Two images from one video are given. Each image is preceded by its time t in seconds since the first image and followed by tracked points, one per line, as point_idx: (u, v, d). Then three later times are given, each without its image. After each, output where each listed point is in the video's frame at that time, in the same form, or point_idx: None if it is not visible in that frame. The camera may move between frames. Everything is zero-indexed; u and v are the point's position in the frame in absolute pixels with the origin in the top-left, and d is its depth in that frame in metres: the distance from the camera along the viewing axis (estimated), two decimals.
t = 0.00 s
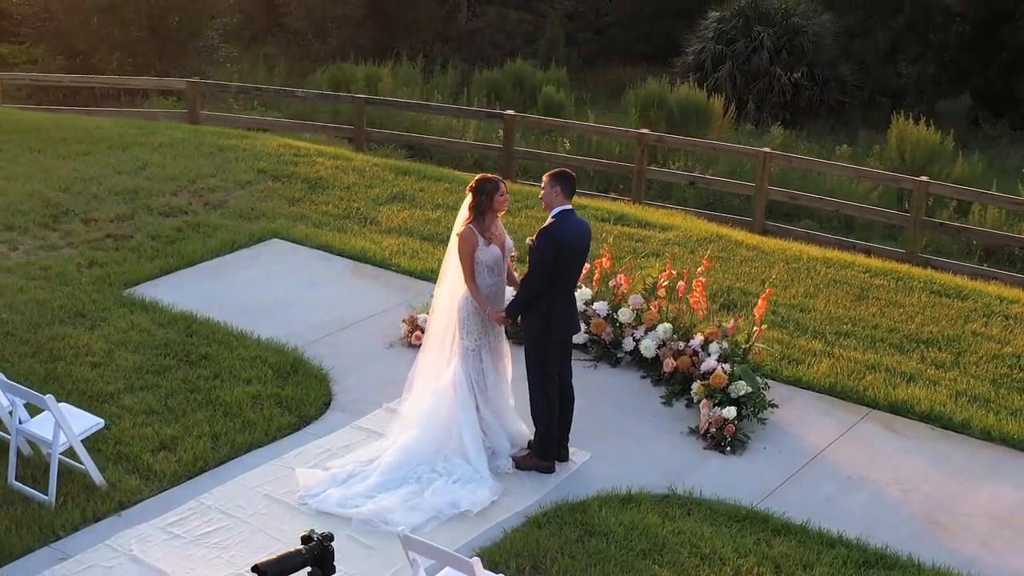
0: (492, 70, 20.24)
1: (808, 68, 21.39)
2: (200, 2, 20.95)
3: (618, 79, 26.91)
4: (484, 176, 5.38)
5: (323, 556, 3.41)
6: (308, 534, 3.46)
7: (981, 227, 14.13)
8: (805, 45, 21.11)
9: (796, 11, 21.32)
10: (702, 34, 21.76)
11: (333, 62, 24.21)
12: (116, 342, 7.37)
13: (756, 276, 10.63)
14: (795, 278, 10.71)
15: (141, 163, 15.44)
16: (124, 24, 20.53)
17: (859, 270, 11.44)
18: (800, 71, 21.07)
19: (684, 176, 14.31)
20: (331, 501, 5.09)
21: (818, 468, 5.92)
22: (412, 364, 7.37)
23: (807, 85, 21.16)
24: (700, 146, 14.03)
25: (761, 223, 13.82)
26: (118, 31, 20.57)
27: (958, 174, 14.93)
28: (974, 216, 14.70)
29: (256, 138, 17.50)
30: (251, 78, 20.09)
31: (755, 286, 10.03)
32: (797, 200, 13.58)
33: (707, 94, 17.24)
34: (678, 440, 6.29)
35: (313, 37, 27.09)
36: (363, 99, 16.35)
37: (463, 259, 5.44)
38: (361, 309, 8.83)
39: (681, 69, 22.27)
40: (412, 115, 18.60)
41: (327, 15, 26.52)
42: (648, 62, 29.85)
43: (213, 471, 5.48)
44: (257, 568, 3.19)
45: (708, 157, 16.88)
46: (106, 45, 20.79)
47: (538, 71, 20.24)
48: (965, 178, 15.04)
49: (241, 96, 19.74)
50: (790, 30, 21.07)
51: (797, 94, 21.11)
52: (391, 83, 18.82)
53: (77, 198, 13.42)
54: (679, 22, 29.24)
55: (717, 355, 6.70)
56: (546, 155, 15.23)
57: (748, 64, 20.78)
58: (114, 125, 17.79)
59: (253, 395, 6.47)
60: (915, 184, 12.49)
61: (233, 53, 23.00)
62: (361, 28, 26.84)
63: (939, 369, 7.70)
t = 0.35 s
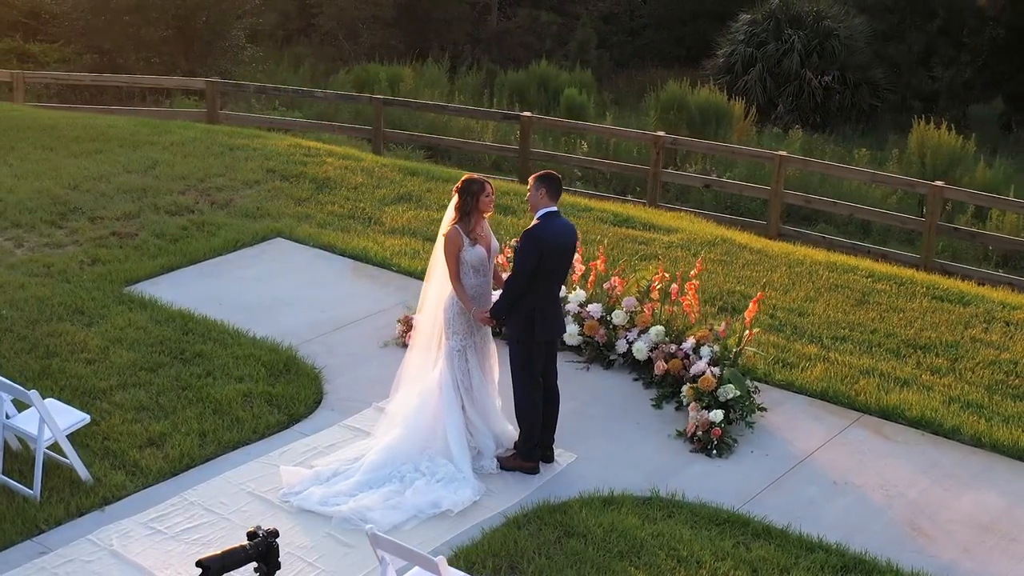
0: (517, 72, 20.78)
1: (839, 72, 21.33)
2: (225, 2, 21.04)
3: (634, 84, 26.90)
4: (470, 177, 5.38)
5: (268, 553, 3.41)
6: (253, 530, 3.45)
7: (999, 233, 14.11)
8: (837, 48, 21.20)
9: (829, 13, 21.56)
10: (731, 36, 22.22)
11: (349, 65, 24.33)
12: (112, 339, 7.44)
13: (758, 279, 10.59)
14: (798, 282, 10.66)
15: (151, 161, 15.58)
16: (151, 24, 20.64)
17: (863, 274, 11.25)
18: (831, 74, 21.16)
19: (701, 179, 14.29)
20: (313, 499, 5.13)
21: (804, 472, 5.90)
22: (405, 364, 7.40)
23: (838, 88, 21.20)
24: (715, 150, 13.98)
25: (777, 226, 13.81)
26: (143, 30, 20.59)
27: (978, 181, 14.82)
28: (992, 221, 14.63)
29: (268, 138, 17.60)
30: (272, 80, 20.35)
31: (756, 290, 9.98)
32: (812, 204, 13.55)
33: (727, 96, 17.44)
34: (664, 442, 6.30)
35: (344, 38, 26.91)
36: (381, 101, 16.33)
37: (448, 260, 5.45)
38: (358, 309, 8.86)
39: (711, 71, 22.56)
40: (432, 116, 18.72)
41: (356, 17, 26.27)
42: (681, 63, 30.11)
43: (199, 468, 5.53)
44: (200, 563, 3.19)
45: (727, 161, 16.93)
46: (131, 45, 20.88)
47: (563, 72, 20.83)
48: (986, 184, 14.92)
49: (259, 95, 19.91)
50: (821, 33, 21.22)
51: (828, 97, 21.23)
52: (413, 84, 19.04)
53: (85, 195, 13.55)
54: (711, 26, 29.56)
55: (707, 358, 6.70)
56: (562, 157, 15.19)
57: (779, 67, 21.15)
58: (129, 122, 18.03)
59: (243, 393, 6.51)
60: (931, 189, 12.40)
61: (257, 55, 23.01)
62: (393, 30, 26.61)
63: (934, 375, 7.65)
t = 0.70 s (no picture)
0: (547, 72, 21.10)
1: (876, 75, 21.58)
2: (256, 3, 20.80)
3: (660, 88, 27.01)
4: (456, 178, 5.42)
5: (211, 547, 3.42)
6: (196, 525, 3.45)
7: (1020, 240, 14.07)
8: (873, 52, 21.40)
9: (866, 17, 21.61)
10: (767, 39, 22.38)
11: (373, 67, 24.50)
12: (110, 335, 7.52)
13: (762, 283, 10.55)
14: (801, 286, 10.63)
15: (165, 159, 15.71)
16: (182, 23, 20.64)
17: (868, 279, 11.18)
18: (867, 78, 21.35)
19: (720, 183, 14.29)
20: (296, 496, 5.17)
21: (791, 477, 5.89)
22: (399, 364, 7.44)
23: (874, 92, 21.42)
24: (736, 154, 14.00)
25: (795, 230, 13.68)
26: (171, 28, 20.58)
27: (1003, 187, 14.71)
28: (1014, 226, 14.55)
29: (283, 138, 17.72)
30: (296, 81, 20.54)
31: (757, 295, 9.94)
32: (830, 208, 13.46)
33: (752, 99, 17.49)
34: (653, 445, 6.30)
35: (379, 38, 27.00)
36: (402, 101, 16.29)
37: (434, 260, 5.48)
38: (357, 308, 8.91)
39: (746, 75, 22.66)
40: (456, 118, 18.84)
41: (394, 18, 26.59)
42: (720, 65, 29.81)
43: (186, 464, 5.58)
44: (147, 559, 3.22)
45: (749, 165, 16.93)
46: (164, 44, 21.07)
47: (592, 74, 21.10)
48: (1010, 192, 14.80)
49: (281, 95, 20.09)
50: (858, 38, 21.39)
51: (864, 101, 21.41)
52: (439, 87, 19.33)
53: (97, 193, 13.69)
54: (750, 28, 29.25)
55: (699, 362, 6.68)
56: (580, 158, 15.16)
57: (815, 70, 21.27)
58: (145, 121, 18.12)
59: (236, 390, 6.58)
60: (950, 195, 12.34)
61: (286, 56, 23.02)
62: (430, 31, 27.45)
63: (930, 381, 7.61)
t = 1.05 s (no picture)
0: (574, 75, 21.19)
1: (909, 79, 21.73)
2: (284, 3, 20.95)
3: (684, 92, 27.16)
4: (444, 180, 5.46)
5: (161, 543, 3.43)
6: (146, 522, 3.46)
7: None
8: (907, 56, 21.62)
9: (898, 21, 21.92)
10: (800, 43, 22.58)
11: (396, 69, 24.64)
12: (108, 333, 7.60)
13: (763, 288, 10.51)
14: (803, 291, 10.58)
15: (176, 159, 15.81)
16: (210, 23, 20.74)
17: (871, 284, 11.10)
18: (901, 82, 21.48)
19: (737, 186, 14.29)
20: (280, 495, 5.22)
21: (777, 481, 5.89)
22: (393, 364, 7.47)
23: (907, 96, 21.53)
24: (754, 158, 14.04)
25: (812, 235, 13.58)
26: (200, 29, 20.72)
27: None
28: None
29: (296, 138, 17.83)
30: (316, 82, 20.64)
31: (757, 299, 9.89)
32: (846, 212, 13.39)
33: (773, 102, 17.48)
34: (641, 448, 6.30)
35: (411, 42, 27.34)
36: (421, 103, 16.32)
37: (421, 262, 5.51)
38: (357, 308, 8.96)
39: (778, 79, 22.78)
40: (475, 120, 18.93)
41: (426, 19, 27.17)
42: (756, 69, 30.04)
43: (174, 461, 5.64)
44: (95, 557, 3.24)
45: (769, 169, 16.89)
46: (192, 44, 21.13)
47: (618, 78, 21.15)
48: None
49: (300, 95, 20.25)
50: (892, 42, 21.62)
51: (897, 105, 21.50)
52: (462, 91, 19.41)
53: (107, 191, 13.84)
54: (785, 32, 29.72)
55: (691, 365, 6.67)
56: (599, 161, 15.17)
57: (847, 74, 21.41)
58: (159, 121, 18.22)
59: (229, 388, 6.63)
60: (966, 200, 12.25)
61: (313, 57, 23.16)
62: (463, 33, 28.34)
63: (925, 388, 7.57)
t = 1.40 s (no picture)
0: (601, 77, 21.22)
1: (944, 84, 21.75)
2: (312, 4, 21.09)
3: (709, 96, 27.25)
4: (429, 182, 5.52)
5: (108, 537, 3.21)
6: (93, 516, 3.23)
7: None
8: (943, 60, 21.69)
9: (934, 25, 21.97)
10: (835, 47, 22.79)
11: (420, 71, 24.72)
12: (106, 330, 7.69)
13: (764, 292, 10.48)
14: (804, 295, 10.54)
15: (188, 159, 15.90)
16: (237, 24, 20.88)
17: (873, 290, 11.02)
18: (936, 87, 21.54)
19: (755, 192, 14.24)
20: (262, 493, 5.27)
21: (761, 486, 5.90)
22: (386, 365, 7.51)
23: (942, 101, 21.55)
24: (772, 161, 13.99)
25: (831, 240, 13.54)
26: (228, 29, 20.86)
27: None
28: None
29: (310, 138, 17.94)
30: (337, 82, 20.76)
31: (756, 303, 9.87)
32: (864, 218, 13.32)
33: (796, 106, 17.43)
34: (627, 451, 6.32)
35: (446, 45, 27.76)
36: (441, 105, 16.34)
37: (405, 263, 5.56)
38: (355, 309, 9.00)
39: (813, 84, 22.99)
40: (496, 123, 19.02)
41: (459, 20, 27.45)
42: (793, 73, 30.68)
43: (161, 458, 5.71)
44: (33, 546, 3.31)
45: (788, 173, 16.85)
46: (220, 45, 21.23)
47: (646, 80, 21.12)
48: None
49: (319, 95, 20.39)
50: (928, 46, 21.71)
51: (932, 110, 21.53)
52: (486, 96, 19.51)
53: (117, 190, 13.98)
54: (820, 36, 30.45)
55: (680, 369, 6.66)
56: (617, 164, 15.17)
57: (882, 78, 21.55)
58: (174, 121, 18.34)
59: (220, 387, 6.69)
60: (984, 206, 12.20)
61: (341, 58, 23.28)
62: (496, 35, 28.88)
63: (918, 395, 7.54)
